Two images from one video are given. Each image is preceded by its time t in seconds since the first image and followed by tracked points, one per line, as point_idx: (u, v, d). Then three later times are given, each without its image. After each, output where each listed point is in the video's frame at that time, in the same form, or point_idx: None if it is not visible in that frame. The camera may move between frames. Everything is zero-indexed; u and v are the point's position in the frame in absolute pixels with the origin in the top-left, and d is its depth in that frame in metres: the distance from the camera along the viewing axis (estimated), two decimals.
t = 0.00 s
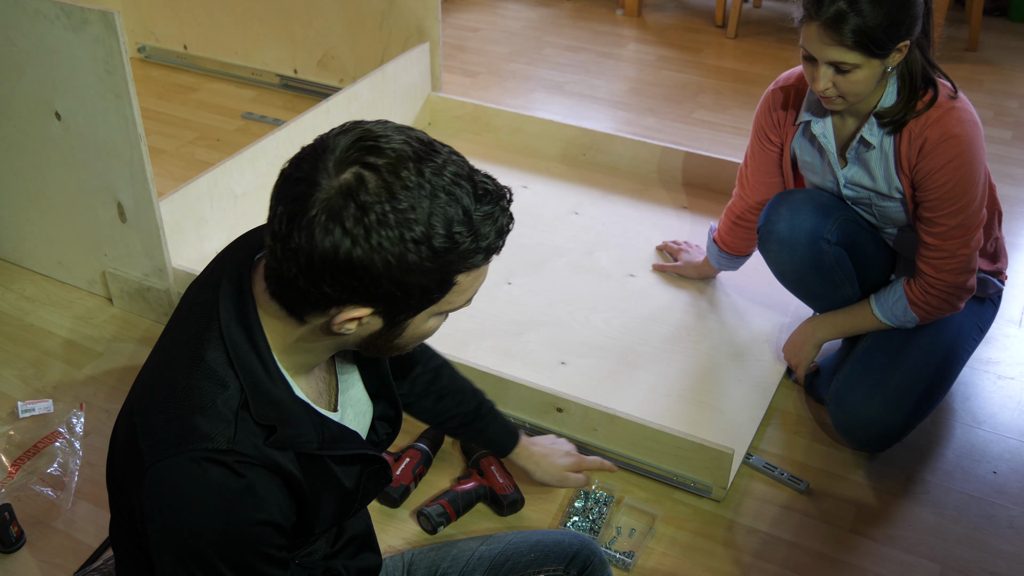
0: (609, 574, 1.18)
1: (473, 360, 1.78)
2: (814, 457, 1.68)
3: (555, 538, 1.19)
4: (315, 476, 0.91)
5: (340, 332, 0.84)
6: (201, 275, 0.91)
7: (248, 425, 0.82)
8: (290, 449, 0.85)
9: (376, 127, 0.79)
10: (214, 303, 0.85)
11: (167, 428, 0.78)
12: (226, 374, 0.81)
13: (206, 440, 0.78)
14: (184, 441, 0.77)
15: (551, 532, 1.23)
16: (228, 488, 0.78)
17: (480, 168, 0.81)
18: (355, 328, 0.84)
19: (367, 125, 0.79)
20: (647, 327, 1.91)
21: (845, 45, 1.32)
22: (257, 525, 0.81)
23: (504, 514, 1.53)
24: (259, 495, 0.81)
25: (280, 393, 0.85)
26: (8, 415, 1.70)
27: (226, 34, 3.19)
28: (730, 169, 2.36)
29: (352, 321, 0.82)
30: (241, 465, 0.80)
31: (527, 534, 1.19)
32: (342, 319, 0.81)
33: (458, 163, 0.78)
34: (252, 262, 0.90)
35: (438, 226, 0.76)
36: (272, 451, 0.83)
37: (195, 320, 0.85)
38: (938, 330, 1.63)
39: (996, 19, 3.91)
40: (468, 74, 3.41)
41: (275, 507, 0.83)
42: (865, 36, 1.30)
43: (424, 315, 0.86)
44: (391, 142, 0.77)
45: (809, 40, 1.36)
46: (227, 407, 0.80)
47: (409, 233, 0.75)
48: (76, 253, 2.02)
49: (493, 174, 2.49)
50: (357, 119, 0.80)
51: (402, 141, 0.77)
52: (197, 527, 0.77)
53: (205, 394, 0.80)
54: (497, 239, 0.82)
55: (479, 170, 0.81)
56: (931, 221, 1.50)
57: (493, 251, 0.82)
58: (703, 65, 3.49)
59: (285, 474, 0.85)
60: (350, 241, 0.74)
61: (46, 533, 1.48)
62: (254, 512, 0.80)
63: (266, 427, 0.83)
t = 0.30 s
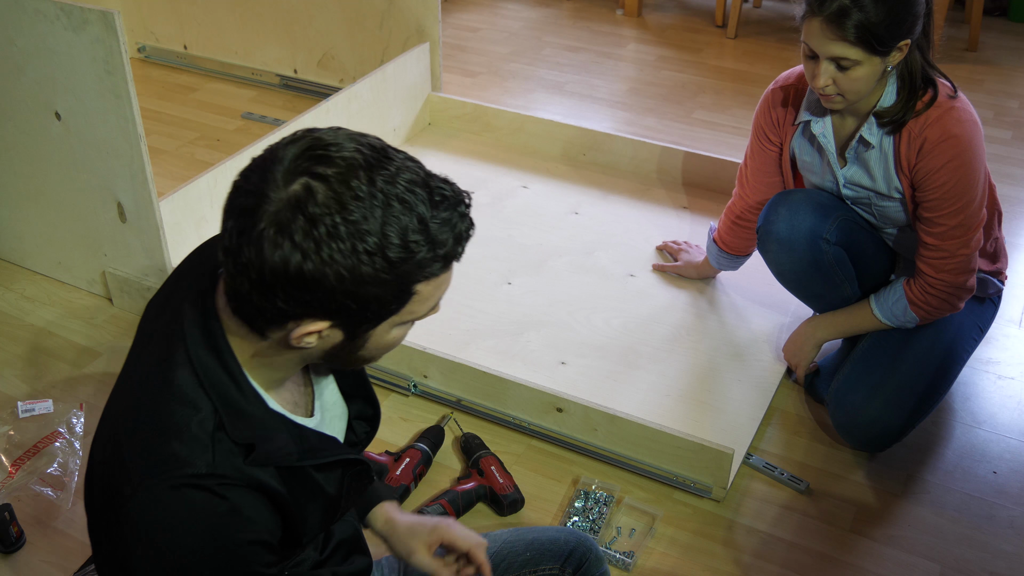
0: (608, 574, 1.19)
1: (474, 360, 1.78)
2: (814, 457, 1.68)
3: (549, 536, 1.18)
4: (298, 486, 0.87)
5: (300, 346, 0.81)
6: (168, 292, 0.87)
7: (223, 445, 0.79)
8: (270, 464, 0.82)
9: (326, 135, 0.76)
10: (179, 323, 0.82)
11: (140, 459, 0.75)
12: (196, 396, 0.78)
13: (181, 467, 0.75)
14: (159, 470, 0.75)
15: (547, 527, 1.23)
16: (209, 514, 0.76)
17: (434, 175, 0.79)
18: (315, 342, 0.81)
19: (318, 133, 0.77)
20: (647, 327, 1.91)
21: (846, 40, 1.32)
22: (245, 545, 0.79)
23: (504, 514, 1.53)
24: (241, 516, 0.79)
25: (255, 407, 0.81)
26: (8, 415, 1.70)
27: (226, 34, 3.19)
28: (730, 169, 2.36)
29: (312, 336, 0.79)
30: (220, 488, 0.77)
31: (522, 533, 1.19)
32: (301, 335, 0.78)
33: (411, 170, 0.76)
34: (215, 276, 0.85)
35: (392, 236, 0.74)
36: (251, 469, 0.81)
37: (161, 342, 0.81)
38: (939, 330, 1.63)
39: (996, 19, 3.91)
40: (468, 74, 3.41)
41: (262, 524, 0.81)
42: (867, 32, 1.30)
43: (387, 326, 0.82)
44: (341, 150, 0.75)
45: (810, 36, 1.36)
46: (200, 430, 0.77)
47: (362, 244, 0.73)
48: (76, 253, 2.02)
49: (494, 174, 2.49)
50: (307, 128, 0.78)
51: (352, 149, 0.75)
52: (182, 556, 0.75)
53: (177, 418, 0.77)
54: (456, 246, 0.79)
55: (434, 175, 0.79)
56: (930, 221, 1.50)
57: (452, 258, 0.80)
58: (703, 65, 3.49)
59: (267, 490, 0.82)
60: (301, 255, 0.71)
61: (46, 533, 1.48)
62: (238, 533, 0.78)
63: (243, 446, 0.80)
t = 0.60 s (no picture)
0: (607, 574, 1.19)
1: (473, 360, 1.78)
2: (814, 457, 1.68)
3: (548, 532, 1.18)
4: (254, 508, 0.86)
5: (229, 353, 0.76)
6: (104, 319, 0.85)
7: (165, 478, 0.77)
8: (218, 490, 0.80)
9: (231, 126, 0.73)
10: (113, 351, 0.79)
11: (86, 500, 0.74)
12: (134, 430, 0.75)
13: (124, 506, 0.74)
14: (105, 508, 0.74)
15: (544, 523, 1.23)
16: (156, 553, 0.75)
17: (348, 156, 0.75)
18: (245, 347, 0.76)
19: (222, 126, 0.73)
20: (647, 327, 1.91)
21: (853, 32, 1.32)
22: None
23: (504, 514, 1.53)
24: (191, 551, 0.78)
25: (196, 434, 0.78)
26: (8, 415, 1.70)
27: (226, 33, 3.19)
28: (730, 169, 2.36)
29: (241, 339, 0.74)
30: (166, 525, 0.76)
31: (521, 529, 1.19)
32: (228, 340, 0.73)
33: (322, 152, 0.73)
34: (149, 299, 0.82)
35: (308, 217, 0.69)
36: (196, 498, 0.79)
37: (97, 374, 0.79)
38: (938, 330, 1.63)
39: (996, 19, 3.91)
40: (468, 74, 3.41)
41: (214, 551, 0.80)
42: (873, 23, 1.30)
43: (322, 321, 0.77)
44: (246, 137, 0.71)
45: (816, 27, 1.36)
46: (140, 464, 0.75)
47: (277, 230, 0.68)
48: (75, 253, 2.01)
49: (494, 174, 2.50)
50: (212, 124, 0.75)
51: (258, 136, 0.72)
52: None
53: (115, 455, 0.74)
54: (379, 225, 0.75)
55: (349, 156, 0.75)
56: (929, 220, 1.50)
57: (376, 238, 0.75)
58: (703, 65, 3.49)
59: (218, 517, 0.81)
60: (213, 249, 0.67)
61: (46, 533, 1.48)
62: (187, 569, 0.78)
63: (185, 475, 0.78)
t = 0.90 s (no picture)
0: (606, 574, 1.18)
1: (473, 360, 1.78)
2: (814, 457, 1.68)
3: (546, 530, 1.18)
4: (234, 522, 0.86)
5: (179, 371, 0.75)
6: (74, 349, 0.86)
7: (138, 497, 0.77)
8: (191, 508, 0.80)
9: (160, 140, 0.72)
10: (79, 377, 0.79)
11: (59, 524, 0.75)
12: (103, 452, 0.76)
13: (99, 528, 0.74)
14: (80, 532, 0.74)
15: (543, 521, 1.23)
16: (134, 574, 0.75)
17: (280, 163, 0.74)
18: (195, 365, 0.75)
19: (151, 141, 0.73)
20: (646, 327, 1.91)
21: (853, 26, 1.32)
22: None
23: (504, 514, 1.53)
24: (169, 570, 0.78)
25: (166, 452, 0.79)
26: (8, 415, 1.70)
27: (226, 34, 3.19)
28: (730, 169, 2.36)
29: (186, 358, 0.74)
30: (140, 545, 0.76)
31: (519, 527, 1.19)
32: (174, 360, 0.73)
33: (250, 163, 0.72)
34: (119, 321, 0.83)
35: (237, 232, 0.69)
36: (168, 518, 0.78)
37: (66, 400, 0.80)
38: (937, 329, 1.63)
39: (996, 19, 3.91)
40: (468, 74, 3.41)
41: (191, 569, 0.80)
42: (873, 17, 1.30)
43: (276, 332, 0.77)
44: (171, 153, 0.70)
45: (817, 21, 1.36)
46: (111, 485, 0.75)
47: (203, 247, 0.67)
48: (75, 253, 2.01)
49: (494, 174, 2.50)
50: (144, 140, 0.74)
51: (183, 150, 0.71)
52: None
53: (86, 478, 0.75)
54: (316, 234, 0.74)
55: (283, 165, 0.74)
56: (925, 220, 1.50)
57: (315, 248, 0.74)
58: (703, 65, 3.49)
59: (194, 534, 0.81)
60: (141, 273, 0.67)
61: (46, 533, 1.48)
62: None
63: (156, 495, 0.78)
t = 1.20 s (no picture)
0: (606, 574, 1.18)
1: (473, 360, 1.78)
2: (814, 457, 1.68)
3: (547, 531, 1.18)
4: (240, 516, 0.87)
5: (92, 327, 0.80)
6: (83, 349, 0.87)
7: (143, 487, 0.78)
8: (195, 496, 0.81)
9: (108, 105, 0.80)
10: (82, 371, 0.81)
11: (65, 514, 0.76)
12: (109, 441, 0.77)
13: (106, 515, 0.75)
14: (88, 519, 0.75)
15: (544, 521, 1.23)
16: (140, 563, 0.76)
17: (168, 129, 0.76)
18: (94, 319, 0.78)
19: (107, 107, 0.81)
20: (645, 327, 1.91)
21: (851, 13, 1.33)
22: None
23: (504, 514, 1.53)
24: (175, 561, 0.79)
25: (172, 440, 0.81)
26: (8, 415, 1.70)
27: (226, 34, 3.19)
28: (730, 169, 2.36)
29: (76, 307, 0.78)
30: (145, 534, 0.77)
31: (519, 528, 1.19)
32: (72, 309, 0.78)
33: (136, 122, 0.75)
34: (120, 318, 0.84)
35: (77, 173, 0.71)
36: (173, 506, 0.80)
37: (71, 394, 0.81)
38: (936, 329, 1.63)
39: (995, 19, 3.91)
40: (468, 74, 3.41)
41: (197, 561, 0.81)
42: (870, 4, 1.31)
43: (144, 292, 0.74)
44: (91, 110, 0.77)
45: (814, 12, 1.36)
46: (117, 472, 0.76)
47: (48, 183, 0.71)
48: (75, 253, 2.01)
49: (494, 174, 2.50)
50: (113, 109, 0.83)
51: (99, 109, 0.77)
52: None
53: (93, 466, 0.76)
54: (149, 182, 0.73)
55: (169, 127, 0.77)
56: (922, 219, 1.51)
57: (148, 197, 0.73)
58: (703, 66, 3.49)
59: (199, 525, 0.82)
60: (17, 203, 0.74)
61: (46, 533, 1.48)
62: None
63: (161, 480, 0.79)
